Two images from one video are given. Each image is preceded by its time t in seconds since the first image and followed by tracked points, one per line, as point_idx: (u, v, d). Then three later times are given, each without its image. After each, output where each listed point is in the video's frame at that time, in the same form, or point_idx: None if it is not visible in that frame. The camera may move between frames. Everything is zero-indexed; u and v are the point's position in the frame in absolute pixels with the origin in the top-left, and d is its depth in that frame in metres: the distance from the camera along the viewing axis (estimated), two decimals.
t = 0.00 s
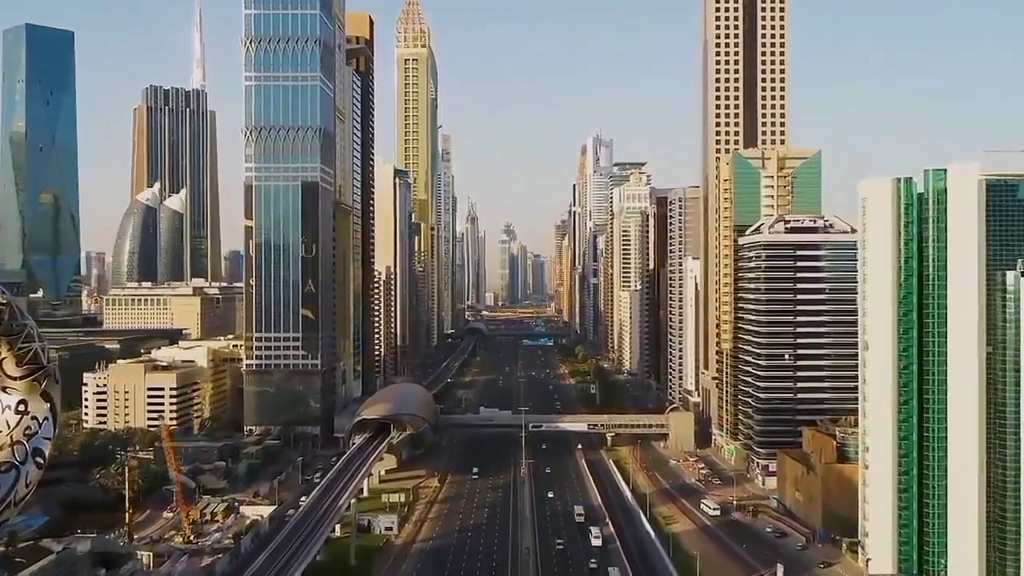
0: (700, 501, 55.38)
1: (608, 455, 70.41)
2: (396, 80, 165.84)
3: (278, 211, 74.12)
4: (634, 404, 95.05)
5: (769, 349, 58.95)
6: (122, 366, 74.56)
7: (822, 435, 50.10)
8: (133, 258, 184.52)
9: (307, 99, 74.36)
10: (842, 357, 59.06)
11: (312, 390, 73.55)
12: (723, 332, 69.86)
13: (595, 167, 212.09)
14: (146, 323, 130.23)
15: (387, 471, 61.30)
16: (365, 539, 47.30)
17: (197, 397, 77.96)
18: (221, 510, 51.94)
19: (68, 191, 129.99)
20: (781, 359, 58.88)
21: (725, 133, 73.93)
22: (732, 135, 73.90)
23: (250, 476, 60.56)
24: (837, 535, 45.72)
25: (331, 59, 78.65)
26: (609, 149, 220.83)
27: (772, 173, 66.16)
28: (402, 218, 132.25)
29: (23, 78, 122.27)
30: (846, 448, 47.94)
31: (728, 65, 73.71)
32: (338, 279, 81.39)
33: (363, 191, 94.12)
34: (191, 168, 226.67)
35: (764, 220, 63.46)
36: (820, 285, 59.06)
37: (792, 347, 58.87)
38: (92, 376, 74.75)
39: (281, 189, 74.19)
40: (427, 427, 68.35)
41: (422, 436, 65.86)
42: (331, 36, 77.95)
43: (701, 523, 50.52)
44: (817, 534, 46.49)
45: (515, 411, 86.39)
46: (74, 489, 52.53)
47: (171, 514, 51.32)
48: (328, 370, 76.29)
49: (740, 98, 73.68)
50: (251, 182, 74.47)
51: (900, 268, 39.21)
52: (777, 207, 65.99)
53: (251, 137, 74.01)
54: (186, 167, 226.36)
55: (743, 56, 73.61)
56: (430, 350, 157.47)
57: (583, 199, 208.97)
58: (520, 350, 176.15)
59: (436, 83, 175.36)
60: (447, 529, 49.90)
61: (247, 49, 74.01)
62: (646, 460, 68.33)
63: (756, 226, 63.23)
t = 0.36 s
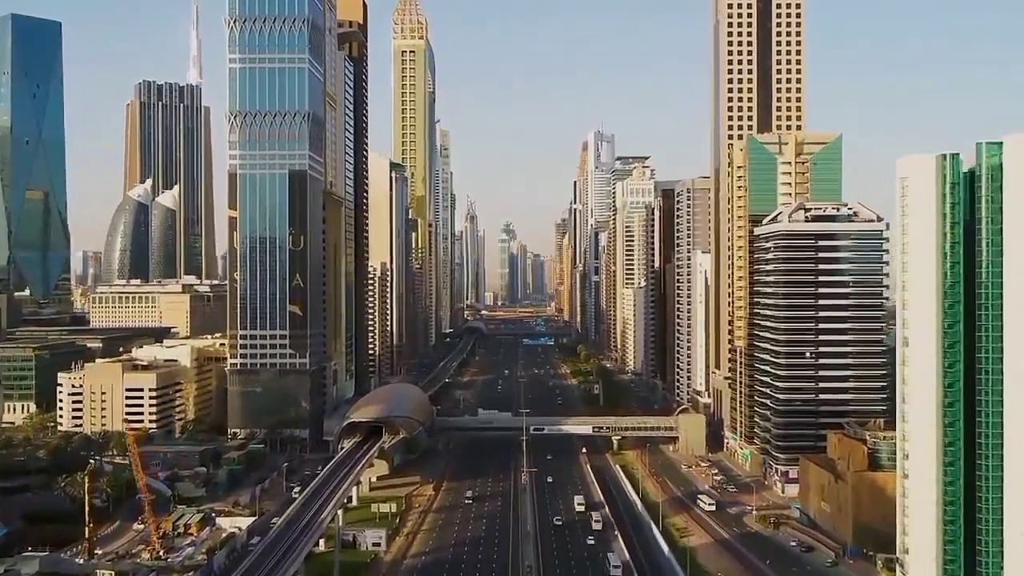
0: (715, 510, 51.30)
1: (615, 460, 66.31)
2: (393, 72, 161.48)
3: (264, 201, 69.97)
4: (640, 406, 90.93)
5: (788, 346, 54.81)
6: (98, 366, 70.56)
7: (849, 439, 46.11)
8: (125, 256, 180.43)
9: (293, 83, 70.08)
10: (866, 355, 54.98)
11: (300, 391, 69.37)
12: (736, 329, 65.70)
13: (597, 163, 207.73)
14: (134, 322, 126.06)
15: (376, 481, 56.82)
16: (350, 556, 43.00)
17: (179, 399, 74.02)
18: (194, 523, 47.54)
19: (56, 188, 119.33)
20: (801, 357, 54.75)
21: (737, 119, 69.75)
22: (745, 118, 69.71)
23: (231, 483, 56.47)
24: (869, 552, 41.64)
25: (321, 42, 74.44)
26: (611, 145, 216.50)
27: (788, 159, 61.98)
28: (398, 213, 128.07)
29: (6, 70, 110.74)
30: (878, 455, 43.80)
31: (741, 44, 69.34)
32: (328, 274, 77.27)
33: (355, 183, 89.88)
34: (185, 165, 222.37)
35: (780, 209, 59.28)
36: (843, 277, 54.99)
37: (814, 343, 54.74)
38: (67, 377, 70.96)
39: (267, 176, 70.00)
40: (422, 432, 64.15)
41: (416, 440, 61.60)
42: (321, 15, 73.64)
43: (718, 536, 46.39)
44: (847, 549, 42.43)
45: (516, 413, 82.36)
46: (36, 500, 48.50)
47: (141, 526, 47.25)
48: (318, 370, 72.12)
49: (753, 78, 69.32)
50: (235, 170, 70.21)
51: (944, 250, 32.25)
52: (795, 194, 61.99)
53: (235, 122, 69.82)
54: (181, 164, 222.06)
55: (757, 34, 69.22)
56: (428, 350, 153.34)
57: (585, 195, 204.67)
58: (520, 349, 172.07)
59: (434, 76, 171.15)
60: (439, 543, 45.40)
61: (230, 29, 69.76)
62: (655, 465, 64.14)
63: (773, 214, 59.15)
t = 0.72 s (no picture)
0: (733, 520, 47.13)
1: (620, 465, 62.23)
2: (389, 63, 157.26)
3: (247, 189, 65.69)
4: (645, 408, 86.77)
5: (811, 342, 50.68)
6: (71, 364, 66.34)
7: (880, 444, 42.12)
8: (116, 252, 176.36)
9: (279, 64, 65.77)
10: (894, 352, 50.92)
11: (287, 391, 65.27)
12: (750, 325, 61.57)
13: (598, 158, 203.76)
14: (122, 319, 121.84)
15: (364, 489, 52.57)
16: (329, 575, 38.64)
17: (159, 400, 69.90)
18: (160, 536, 43.21)
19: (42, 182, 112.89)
20: (824, 354, 50.59)
21: (750, 100, 65.50)
22: (759, 100, 65.50)
23: (207, 492, 52.29)
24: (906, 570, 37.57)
25: (308, 21, 70.09)
26: (612, 140, 212.23)
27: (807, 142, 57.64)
28: (394, 207, 123.98)
29: None
30: (914, 461, 39.69)
31: (755, 20, 64.96)
32: (316, 267, 73.09)
33: (346, 173, 85.59)
34: (179, 160, 218.33)
35: (799, 195, 55.07)
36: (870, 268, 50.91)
37: (837, 339, 50.69)
38: (38, 376, 66.82)
39: (249, 163, 65.61)
40: (416, 435, 60.03)
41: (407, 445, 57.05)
42: None
43: (738, 549, 42.20)
44: (882, 566, 38.35)
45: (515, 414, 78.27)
46: None
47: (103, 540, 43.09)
48: (304, 368, 67.95)
49: (767, 57, 65.07)
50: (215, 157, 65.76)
51: (997, 235, 29.26)
52: (814, 179, 57.78)
53: (216, 106, 65.50)
54: (175, 160, 217.98)
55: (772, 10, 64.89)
56: (425, 348, 149.32)
57: (586, 191, 200.60)
58: (520, 348, 168.06)
59: (431, 68, 166.95)
60: (430, 560, 41.08)
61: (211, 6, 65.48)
62: (664, 471, 59.92)
63: (792, 201, 55.04)
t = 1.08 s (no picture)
0: (751, 532, 43.34)
1: (627, 471, 58.41)
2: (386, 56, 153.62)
3: (230, 176, 61.80)
4: (651, 409, 82.97)
5: (835, 339, 46.86)
6: (44, 363, 62.58)
7: (914, 450, 38.10)
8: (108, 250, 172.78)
9: (263, 44, 61.97)
10: (925, 350, 47.03)
11: (273, 393, 61.48)
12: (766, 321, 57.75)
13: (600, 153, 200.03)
14: (111, 316, 117.63)
15: (351, 498, 48.70)
16: None
17: (139, 401, 66.14)
18: (124, 552, 39.32)
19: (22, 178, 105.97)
20: (850, 352, 46.80)
21: (765, 83, 61.64)
22: (774, 83, 61.65)
23: (183, 500, 48.42)
24: None
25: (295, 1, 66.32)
26: (615, 135, 208.51)
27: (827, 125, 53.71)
28: (390, 203, 120.41)
29: None
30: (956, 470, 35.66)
31: None
32: (306, 261, 69.23)
33: (337, 164, 81.78)
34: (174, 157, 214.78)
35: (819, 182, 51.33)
36: (899, 258, 47.11)
37: (863, 336, 46.89)
38: (9, 376, 63.15)
39: (231, 149, 61.75)
40: (409, 439, 56.21)
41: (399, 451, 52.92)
42: None
43: (760, 566, 38.41)
44: None
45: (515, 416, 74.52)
46: None
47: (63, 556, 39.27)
48: (291, 368, 64.17)
49: (783, 36, 61.22)
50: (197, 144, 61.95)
51: None
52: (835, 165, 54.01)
53: (196, 89, 61.75)
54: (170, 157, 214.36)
55: None
56: (423, 347, 145.66)
57: (588, 187, 196.81)
58: (520, 347, 164.36)
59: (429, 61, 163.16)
60: None
61: None
62: (675, 477, 56.02)
63: (812, 188, 51.24)
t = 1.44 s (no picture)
0: (776, 549, 39.20)
1: (636, 478, 54.27)
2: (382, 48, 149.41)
3: (209, 163, 57.53)
4: (658, 412, 78.82)
5: (865, 336, 42.72)
6: (10, 363, 58.51)
7: (961, 458, 33.86)
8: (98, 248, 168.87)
9: (244, 19, 57.76)
10: (965, 347, 42.77)
11: (255, 395, 57.27)
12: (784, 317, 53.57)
13: (601, 149, 196.12)
14: (81, 317, 115.00)
15: (334, 508, 44.42)
16: None
17: (113, 404, 62.04)
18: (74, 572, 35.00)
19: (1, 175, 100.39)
20: (882, 351, 42.63)
21: (783, 61, 57.47)
22: (793, 59, 57.46)
23: (151, 512, 44.20)
24: None
25: None
26: (617, 131, 204.43)
27: (852, 106, 49.51)
28: (386, 197, 116.28)
29: None
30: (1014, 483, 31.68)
31: None
32: (291, 254, 65.08)
33: (327, 153, 77.68)
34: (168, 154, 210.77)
35: (846, 166, 47.17)
36: (935, 247, 43.00)
37: (897, 333, 42.72)
38: None
39: (210, 133, 57.53)
40: (401, 445, 51.89)
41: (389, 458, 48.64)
42: None
43: None
44: None
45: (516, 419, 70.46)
46: None
47: None
48: (276, 368, 59.99)
49: (802, 10, 57.01)
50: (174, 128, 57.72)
51: None
52: (862, 148, 50.03)
53: (173, 69, 57.64)
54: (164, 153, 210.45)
55: None
56: (421, 347, 141.68)
57: (589, 183, 192.87)
58: (520, 347, 160.45)
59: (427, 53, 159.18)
60: None
61: None
62: (687, 485, 51.83)
63: (839, 172, 47.15)
